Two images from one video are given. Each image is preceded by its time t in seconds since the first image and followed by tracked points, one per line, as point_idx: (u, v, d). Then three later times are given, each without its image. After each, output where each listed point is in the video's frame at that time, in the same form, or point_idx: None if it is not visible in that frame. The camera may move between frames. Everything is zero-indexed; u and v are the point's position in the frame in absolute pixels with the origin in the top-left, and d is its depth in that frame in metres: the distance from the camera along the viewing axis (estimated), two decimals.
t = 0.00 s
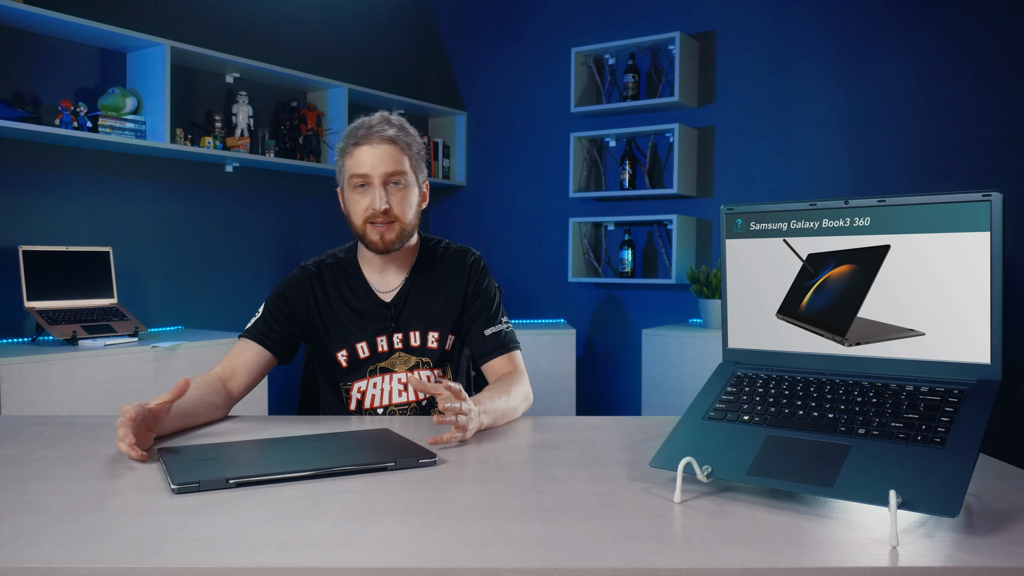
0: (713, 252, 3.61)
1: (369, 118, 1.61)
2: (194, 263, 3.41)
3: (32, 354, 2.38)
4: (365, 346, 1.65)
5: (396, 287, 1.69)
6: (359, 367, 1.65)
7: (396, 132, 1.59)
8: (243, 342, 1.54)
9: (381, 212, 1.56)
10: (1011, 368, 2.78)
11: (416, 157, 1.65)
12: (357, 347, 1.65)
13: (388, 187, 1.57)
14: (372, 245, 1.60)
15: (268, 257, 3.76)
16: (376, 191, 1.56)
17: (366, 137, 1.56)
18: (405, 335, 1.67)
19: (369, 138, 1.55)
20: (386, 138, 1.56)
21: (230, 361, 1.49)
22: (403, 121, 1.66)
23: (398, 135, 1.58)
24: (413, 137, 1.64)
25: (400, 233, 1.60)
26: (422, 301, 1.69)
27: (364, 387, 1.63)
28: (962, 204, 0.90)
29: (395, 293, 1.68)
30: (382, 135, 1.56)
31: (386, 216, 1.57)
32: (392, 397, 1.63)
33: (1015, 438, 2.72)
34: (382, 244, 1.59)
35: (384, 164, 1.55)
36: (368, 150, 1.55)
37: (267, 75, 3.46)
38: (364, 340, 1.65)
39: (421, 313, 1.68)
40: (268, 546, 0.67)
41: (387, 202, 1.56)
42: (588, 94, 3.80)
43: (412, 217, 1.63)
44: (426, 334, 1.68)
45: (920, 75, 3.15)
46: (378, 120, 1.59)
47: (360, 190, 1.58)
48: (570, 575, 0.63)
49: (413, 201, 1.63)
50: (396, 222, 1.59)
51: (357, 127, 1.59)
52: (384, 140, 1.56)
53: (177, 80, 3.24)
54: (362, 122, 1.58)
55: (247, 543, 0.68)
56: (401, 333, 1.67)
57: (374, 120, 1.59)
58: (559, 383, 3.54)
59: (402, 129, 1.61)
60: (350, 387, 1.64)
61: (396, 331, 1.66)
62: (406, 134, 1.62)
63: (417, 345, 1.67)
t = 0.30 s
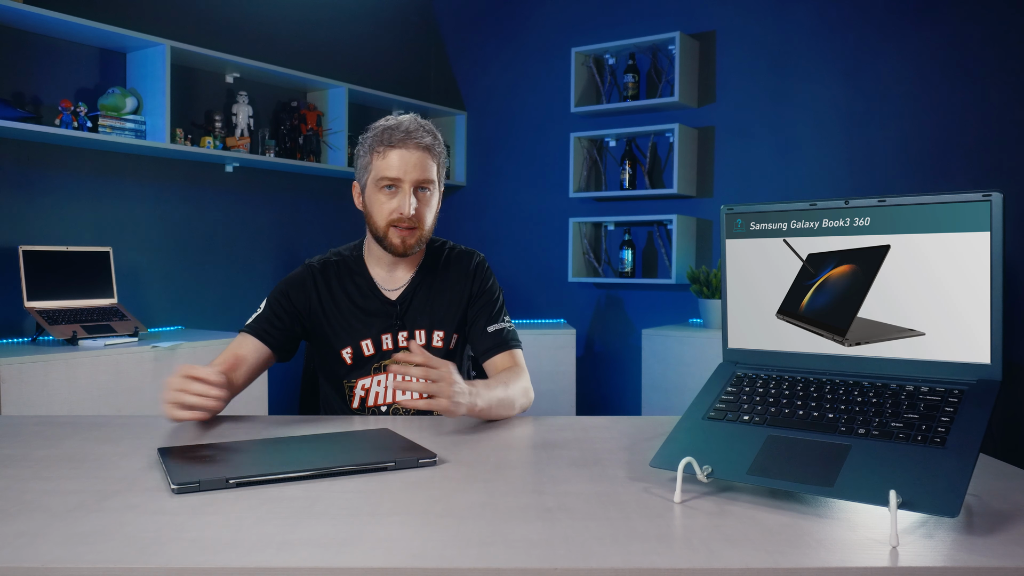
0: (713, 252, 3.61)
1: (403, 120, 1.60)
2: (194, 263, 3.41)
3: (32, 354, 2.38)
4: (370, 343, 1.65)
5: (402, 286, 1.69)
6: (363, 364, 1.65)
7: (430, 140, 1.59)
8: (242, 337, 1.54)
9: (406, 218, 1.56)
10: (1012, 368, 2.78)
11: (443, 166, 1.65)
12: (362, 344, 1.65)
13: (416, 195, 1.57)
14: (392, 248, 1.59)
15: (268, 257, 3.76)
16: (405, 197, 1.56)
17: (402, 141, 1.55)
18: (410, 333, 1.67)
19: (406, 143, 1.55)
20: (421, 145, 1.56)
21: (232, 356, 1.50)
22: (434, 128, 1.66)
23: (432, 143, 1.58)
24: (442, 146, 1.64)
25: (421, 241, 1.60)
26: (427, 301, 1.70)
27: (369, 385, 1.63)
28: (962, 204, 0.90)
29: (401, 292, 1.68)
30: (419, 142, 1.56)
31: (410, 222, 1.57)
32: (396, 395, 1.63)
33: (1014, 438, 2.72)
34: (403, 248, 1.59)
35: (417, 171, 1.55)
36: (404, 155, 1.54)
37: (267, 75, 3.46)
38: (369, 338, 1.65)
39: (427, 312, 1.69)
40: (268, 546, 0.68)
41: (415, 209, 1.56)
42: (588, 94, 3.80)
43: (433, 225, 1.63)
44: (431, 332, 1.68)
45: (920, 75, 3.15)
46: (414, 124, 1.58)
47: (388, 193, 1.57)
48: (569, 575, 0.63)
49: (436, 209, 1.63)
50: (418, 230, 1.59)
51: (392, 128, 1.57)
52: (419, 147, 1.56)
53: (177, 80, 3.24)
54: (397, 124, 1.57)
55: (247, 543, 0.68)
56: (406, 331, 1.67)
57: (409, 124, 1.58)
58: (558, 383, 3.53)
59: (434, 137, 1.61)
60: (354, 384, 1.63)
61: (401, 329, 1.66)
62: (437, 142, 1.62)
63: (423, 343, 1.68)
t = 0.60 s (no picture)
0: (713, 252, 3.61)
1: (407, 125, 1.56)
2: (194, 262, 3.41)
3: (32, 354, 2.38)
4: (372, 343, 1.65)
5: (405, 287, 1.69)
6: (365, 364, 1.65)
7: (433, 148, 1.56)
8: (245, 328, 1.55)
9: (405, 228, 1.55)
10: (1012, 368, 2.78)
11: (445, 171, 1.62)
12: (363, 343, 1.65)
13: (417, 204, 1.56)
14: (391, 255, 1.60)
15: (268, 257, 3.76)
16: (404, 207, 1.54)
17: (404, 150, 1.52)
18: (412, 334, 1.68)
19: (407, 154, 1.52)
20: (423, 155, 1.53)
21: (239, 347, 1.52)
22: (438, 131, 1.62)
23: (434, 153, 1.55)
24: (445, 150, 1.62)
25: (419, 248, 1.60)
26: (430, 301, 1.70)
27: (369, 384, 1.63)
28: (962, 204, 0.90)
29: (403, 293, 1.68)
30: (420, 152, 1.53)
31: (409, 231, 1.57)
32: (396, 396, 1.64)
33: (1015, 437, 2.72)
34: (400, 256, 1.61)
35: (417, 181, 1.53)
36: (404, 164, 1.52)
37: (267, 74, 3.46)
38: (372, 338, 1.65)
39: (429, 313, 1.69)
40: (268, 546, 0.68)
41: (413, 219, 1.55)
42: (588, 94, 3.80)
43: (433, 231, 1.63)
44: (432, 333, 1.69)
45: (919, 75, 3.15)
46: (417, 132, 1.55)
47: (388, 202, 1.55)
48: (570, 575, 0.63)
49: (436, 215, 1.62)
50: (417, 238, 1.59)
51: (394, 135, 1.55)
52: (421, 157, 1.53)
53: (177, 80, 3.24)
54: (400, 131, 1.54)
55: (247, 543, 0.68)
56: (408, 332, 1.67)
57: (412, 131, 1.55)
58: (558, 383, 3.53)
59: (437, 144, 1.58)
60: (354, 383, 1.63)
61: (402, 329, 1.67)
62: (441, 149, 1.59)
63: (424, 344, 1.68)
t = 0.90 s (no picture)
0: (713, 252, 3.61)
1: (410, 134, 1.56)
2: (194, 262, 3.41)
3: (32, 354, 2.38)
4: (372, 343, 1.65)
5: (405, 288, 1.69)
6: (363, 363, 1.64)
7: (432, 160, 1.56)
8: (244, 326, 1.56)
9: (397, 237, 1.56)
10: (1011, 368, 2.77)
11: (445, 183, 1.62)
12: (363, 343, 1.65)
13: (411, 214, 1.56)
14: (382, 261, 1.60)
15: (268, 257, 3.76)
16: (397, 215, 1.55)
17: (402, 159, 1.52)
18: (412, 334, 1.67)
19: (405, 163, 1.52)
20: (421, 167, 1.53)
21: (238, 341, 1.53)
22: (443, 143, 1.62)
23: (432, 165, 1.55)
24: (447, 163, 1.62)
25: (411, 258, 1.60)
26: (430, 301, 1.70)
27: (368, 384, 1.62)
28: (962, 204, 0.90)
29: (403, 293, 1.67)
30: (418, 163, 1.53)
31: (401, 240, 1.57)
32: (395, 396, 1.62)
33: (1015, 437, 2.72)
34: (391, 263, 1.60)
35: (411, 191, 1.53)
36: (400, 173, 1.52)
37: (267, 74, 3.46)
38: (371, 337, 1.65)
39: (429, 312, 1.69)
40: (267, 546, 0.67)
41: (405, 228, 1.55)
42: (588, 94, 3.80)
43: (428, 243, 1.63)
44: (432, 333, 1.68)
45: (919, 75, 3.15)
46: (418, 142, 1.55)
47: (384, 209, 1.56)
48: (569, 575, 0.63)
49: (432, 227, 1.62)
50: (409, 248, 1.59)
51: (395, 142, 1.55)
52: (419, 169, 1.53)
53: (177, 81, 3.24)
54: (401, 139, 1.54)
55: (247, 543, 0.68)
56: (408, 332, 1.66)
57: (414, 141, 1.55)
58: (558, 383, 3.53)
59: (438, 157, 1.58)
60: (354, 383, 1.63)
61: (402, 330, 1.66)
62: (442, 160, 1.59)
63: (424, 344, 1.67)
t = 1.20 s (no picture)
0: (713, 252, 3.61)
1: (415, 135, 1.56)
2: (194, 262, 3.41)
3: (32, 354, 2.38)
4: (372, 344, 1.65)
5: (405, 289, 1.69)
6: (364, 364, 1.65)
7: (437, 162, 1.55)
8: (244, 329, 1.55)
9: (398, 237, 1.55)
10: (1011, 367, 2.77)
11: (448, 185, 1.62)
12: (363, 343, 1.65)
13: (413, 214, 1.55)
14: (382, 260, 1.60)
15: (268, 257, 3.76)
16: (398, 215, 1.54)
17: (406, 160, 1.52)
18: (412, 335, 1.67)
19: (408, 163, 1.52)
20: (425, 168, 1.53)
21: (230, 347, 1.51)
22: (448, 146, 1.61)
23: (436, 166, 1.55)
24: (450, 165, 1.61)
25: (411, 258, 1.60)
26: (431, 302, 1.70)
27: (369, 385, 1.63)
28: (963, 204, 0.90)
29: (404, 295, 1.67)
30: (421, 164, 1.52)
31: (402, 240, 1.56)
32: (395, 396, 1.64)
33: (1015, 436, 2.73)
34: (391, 262, 1.59)
35: (413, 192, 1.52)
36: (403, 173, 1.52)
37: (267, 74, 3.46)
38: (371, 338, 1.65)
39: (430, 314, 1.69)
40: (267, 546, 0.67)
41: (405, 227, 1.55)
42: (588, 94, 3.80)
43: (428, 244, 1.62)
44: (432, 334, 1.68)
45: (919, 75, 3.15)
46: (423, 143, 1.54)
47: (385, 208, 1.56)
48: (569, 575, 0.63)
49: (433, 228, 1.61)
50: (409, 248, 1.58)
51: (400, 142, 1.55)
52: (422, 170, 1.53)
53: (177, 80, 3.24)
54: (406, 140, 1.54)
55: (246, 543, 0.68)
56: (408, 333, 1.67)
57: (419, 142, 1.55)
58: (559, 383, 3.53)
59: (442, 159, 1.57)
60: (354, 383, 1.64)
61: (402, 330, 1.66)
62: (445, 163, 1.59)
63: (424, 345, 1.68)
